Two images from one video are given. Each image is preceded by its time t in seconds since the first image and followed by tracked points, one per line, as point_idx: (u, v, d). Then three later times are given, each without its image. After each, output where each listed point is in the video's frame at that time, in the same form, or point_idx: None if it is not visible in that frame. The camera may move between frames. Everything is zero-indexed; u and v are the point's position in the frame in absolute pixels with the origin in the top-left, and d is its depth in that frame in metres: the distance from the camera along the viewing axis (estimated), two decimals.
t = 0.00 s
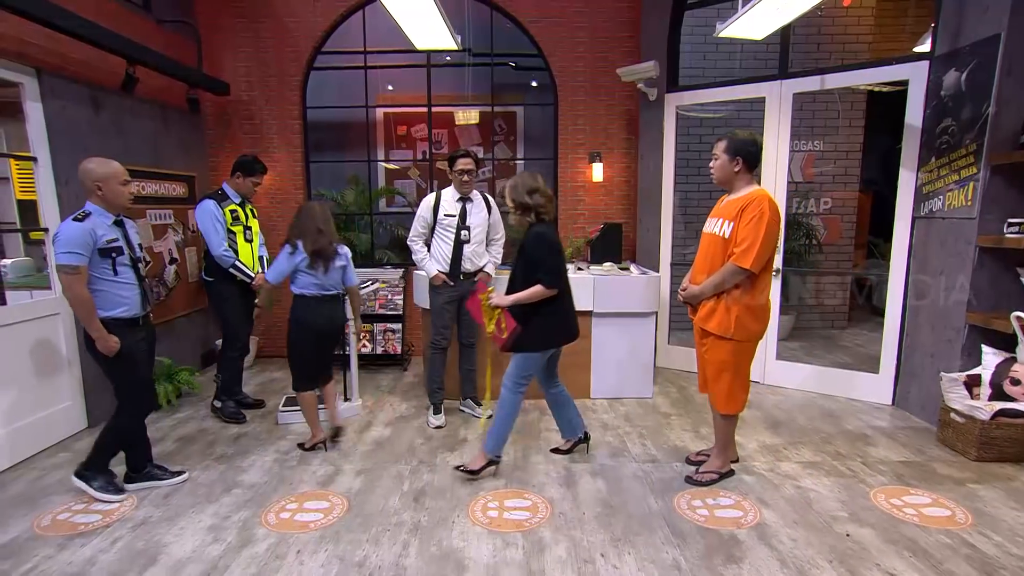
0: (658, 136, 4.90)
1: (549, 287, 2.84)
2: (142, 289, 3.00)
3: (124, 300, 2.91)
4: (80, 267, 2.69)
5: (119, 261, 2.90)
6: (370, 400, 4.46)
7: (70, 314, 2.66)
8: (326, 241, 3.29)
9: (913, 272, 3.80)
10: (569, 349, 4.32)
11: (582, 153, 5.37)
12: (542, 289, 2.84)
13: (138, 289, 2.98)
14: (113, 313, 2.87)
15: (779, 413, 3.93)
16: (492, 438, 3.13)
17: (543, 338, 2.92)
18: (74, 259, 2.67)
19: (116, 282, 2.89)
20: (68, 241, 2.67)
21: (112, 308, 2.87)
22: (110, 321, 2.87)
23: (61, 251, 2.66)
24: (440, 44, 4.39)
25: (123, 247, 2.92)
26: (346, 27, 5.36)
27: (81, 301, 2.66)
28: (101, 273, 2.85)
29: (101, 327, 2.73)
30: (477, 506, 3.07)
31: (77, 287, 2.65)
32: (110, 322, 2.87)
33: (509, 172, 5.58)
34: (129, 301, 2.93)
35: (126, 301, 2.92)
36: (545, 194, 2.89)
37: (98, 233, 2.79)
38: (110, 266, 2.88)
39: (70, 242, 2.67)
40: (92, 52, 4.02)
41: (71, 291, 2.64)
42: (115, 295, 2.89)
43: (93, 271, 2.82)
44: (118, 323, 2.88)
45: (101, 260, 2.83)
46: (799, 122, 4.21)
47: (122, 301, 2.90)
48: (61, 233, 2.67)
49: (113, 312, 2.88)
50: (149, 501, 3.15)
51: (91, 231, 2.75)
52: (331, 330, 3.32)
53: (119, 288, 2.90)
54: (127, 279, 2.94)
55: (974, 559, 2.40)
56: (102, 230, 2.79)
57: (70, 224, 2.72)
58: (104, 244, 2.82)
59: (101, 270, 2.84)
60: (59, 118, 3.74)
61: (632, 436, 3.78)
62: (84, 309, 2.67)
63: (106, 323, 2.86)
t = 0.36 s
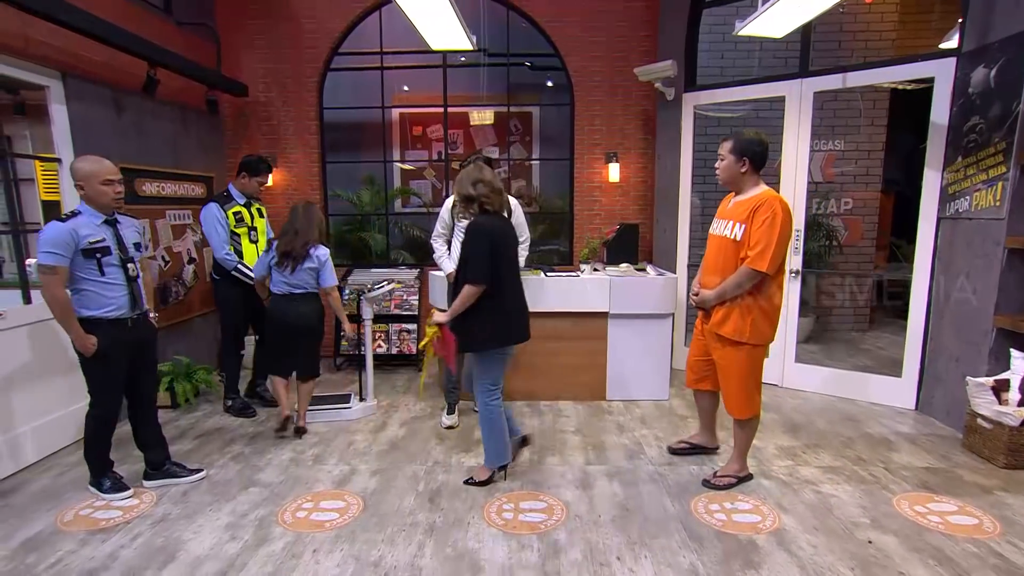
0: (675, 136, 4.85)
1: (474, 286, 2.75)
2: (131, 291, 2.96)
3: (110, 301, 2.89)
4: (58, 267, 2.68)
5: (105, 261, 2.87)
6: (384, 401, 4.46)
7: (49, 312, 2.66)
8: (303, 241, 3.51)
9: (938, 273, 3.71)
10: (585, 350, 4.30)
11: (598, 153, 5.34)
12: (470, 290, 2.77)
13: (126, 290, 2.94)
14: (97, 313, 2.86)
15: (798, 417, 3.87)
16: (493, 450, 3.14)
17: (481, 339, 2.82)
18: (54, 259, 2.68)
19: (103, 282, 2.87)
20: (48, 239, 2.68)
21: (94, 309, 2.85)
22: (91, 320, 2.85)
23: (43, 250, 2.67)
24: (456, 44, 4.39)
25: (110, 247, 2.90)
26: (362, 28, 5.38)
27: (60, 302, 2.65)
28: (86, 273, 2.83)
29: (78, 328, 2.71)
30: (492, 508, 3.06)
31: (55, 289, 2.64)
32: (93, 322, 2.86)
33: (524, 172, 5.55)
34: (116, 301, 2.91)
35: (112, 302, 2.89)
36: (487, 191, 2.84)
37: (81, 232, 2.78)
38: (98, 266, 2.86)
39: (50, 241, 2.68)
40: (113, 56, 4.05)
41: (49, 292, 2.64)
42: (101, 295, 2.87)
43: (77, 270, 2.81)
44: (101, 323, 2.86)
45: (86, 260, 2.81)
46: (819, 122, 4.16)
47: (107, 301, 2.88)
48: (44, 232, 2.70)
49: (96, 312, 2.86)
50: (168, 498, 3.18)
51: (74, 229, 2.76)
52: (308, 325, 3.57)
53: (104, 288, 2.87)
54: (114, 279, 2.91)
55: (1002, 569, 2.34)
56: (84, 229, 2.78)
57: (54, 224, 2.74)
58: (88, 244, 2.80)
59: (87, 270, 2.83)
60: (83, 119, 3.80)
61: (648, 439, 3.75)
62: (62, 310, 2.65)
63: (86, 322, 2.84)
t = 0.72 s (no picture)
0: (691, 136, 4.79)
1: (410, 292, 2.76)
2: (111, 294, 2.86)
3: (89, 303, 2.82)
4: (32, 268, 2.65)
5: (85, 263, 2.79)
6: (397, 402, 4.45)
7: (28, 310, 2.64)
8: (279, 236, 3.75)
9: (963, 275, 3.63)
10: (599, 351, 4.26)
11: (612, 153, 5.29)
12: (406, 298, 2.76)
13: (107, 294, 2.85)
14: (78, 313, 2.80)
15: (817, 421, 3.80)
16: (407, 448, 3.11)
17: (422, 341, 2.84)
18: (32, 259, 2.65)
19: (84, 284, 2.80)
20: (26, 240, 2.65)
21: (75, 309, 2.80)
22: (74, 320, 2.81)
23: (23, 251, 2.65)
24: (469, 43, 4.37)
25: (92, 249, 2.81)
26: (376, 28, 5.38)
27: (37, 302, 2.63)
28: (67, 274, 2.77)
29: (55, 327, 2.69)
30: (506, 511, 3.03)
31: (32, 288, 2.63)
32: (73, 321, 2.81)
33: (538, 172, 5.51)
34: (97, 304, 2.83)
35: (92, 304, 2.82)
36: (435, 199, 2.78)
37: (58, 234, 2.71)
38: (78, 267, 2.79)
39: (28, 242, 2.65)
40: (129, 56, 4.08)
41: (27, 291, 2.63)
42: (82, 296, 2.81)
43: (58, 271, 2.75)
44: (81, 324, 2.81)
45: (65, 261, 2.75)
46: (839, 120, 4.08)
47: (87, 303, 2.81)
48: (25, 232, 2.68)
49: (77, 312, 2.81)
50: (182, 497, 3.19)
51: (51, 231, 2.69)
52: (284, 321, 3.76)
53: (83, 290, 2.80)
54: (95, 282, 2.82)
55: None
56: (60, 231, 2.70)
57: (35, 224, 2.70)
58: (66, 246, 2.73)
59: (66, 270, 2.77)
60: (99, 120, 3.82)
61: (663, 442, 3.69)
62: (40, 310, 2.64)
63: (68, 320, 2.82)
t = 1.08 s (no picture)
0: (708, 137, 4.72)
1: (353, 287, 2.68)
2: (110, 302, 2.69)
3: (89, 310, 2.67)
4: (30, 274, 2.59)
5: (82, 268, 2.65)
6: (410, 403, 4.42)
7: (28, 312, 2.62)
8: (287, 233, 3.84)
9: (991, 278, 3.53)
10: (613, 354, 4.21)
11: (627, 154, 5.24)
12: (350, 293, 2.70)
13: (104, 300, 2.69)
14: (76, 318, 2.67)
15: (837, 427, 3.73)
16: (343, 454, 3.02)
17: (362, 337, 2.75)
18: (28, 264, 2.59)
19: (83, 290, 2.66)
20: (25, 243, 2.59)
21: (73, 314, 2.67)
22: (74, 326, 2.68)
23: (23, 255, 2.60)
24: (483, 44, 4.34)
25: (88, 254, 2.65)
26: (389, 28, 5.37)
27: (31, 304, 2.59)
28: (67, 279, 2.66)
29: (52, 331, 2.62)
30: (519, 516, 2.99)
31: (28, 291, 2.59)
32: (73, 329, 2.68)
33: (551, 173, 5.47)
34: (94, 310, 2.67)
35: (90, 310, 2.67)
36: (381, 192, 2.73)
37: (54, 239, 2.60)
38: (77, 273, 2.66)
39: (26, 246, 2.59)
40: (145, 58, 4.09)
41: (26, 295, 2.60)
42: (80, 302, 2.66)
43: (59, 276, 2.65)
44: (81, 331, 2.68)
45: (63, 268, 2.63)
46: (861, 119, 4.01)
47: (84, 310, 2.66)
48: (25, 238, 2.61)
49: (75, 318, 2.68)
50: (195, 498, 3.18)
51: (47, 236, 2.60)
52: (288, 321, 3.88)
53: (82, 296, 2.66)
54: (93, 287, 2.67)
55: None
56: (54, 236, 2.59)
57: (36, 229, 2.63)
58: (62, 250, 2.60)
59: (66, 277, 2.65)
60: (116, 121, 3.84)
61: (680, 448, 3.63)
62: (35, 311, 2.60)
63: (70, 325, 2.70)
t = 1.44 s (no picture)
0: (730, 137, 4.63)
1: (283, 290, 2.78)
2: (101, 308, 2.64)
3: (82, 313, 2.63)
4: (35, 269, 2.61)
5: (82, 270, 2.62)
6: (426, 406, 4.39)
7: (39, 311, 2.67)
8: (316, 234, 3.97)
9: None
10: (633, 358, 4.14)
11: (647, 154, 5.17)
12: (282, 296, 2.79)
13: (96, 305, 2.63)
14: (71, 322, 2.65)
15: (863, 434, 3.64)
16: (297, 458, 3.10)
17: (290, 337, 2.81)
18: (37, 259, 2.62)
19: (80, 292, 2.63)
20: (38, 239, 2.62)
21: (69, 317, 2.65)
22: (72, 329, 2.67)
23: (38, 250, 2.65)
24: (501, 43, 4.30)
25: (91, 257, 2.62)
26: (406, 28, 5.36)
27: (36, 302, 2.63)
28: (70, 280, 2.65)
29: (55, 333, 2.65)
30: (536, 521, 2.94)
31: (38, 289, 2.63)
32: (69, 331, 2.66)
33: (569, 173, 5.41)
34: (86, 316, 2.63)
35: (85, 315, 2.64)
36: (324, 198, 2.75)
37: (62, 236, 2.60)
38: (78, 275, 2.63)
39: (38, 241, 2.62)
40: (164, 59, 4.11)
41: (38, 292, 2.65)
42: (77, 306, 2.64)
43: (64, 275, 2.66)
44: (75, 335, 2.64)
45: (65, 267, 2.62)
46: (889, 117, 3.90)
47: (79, 313, 2.63)
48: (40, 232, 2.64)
49: (71, 321, 2.66)
50: (212, 500, 3.18)
51: (56, 232, 2.60)
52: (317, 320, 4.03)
53: (78, 298, 2.63)
54: (88, 291, 2.63)
55: None
56: (62, 234, 2.59)
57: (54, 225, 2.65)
58: (65, 249, 2.60)
59: (68, 276, 2.64)
60: (136, 122, 3.85)
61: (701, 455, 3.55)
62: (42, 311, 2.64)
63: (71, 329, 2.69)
